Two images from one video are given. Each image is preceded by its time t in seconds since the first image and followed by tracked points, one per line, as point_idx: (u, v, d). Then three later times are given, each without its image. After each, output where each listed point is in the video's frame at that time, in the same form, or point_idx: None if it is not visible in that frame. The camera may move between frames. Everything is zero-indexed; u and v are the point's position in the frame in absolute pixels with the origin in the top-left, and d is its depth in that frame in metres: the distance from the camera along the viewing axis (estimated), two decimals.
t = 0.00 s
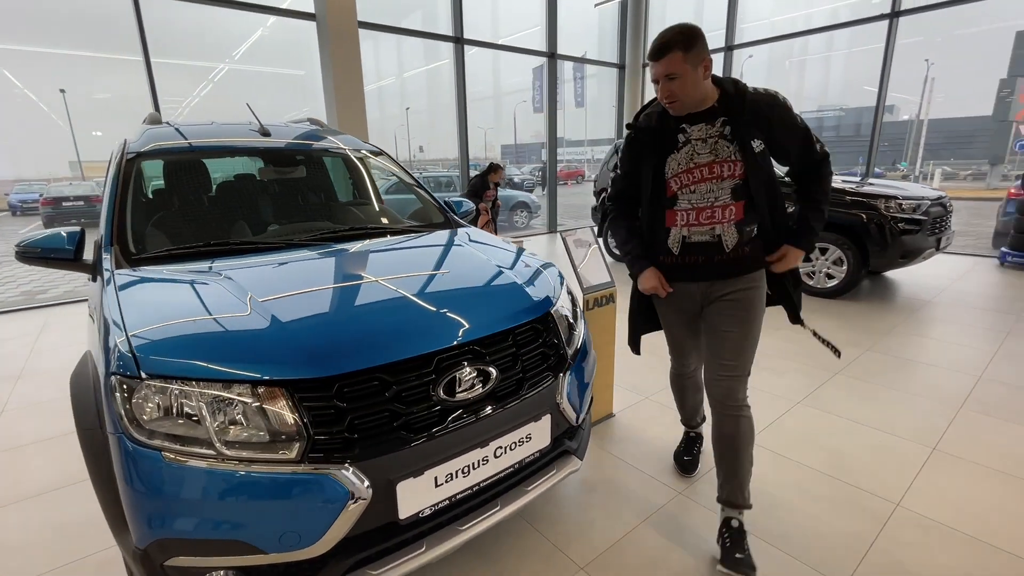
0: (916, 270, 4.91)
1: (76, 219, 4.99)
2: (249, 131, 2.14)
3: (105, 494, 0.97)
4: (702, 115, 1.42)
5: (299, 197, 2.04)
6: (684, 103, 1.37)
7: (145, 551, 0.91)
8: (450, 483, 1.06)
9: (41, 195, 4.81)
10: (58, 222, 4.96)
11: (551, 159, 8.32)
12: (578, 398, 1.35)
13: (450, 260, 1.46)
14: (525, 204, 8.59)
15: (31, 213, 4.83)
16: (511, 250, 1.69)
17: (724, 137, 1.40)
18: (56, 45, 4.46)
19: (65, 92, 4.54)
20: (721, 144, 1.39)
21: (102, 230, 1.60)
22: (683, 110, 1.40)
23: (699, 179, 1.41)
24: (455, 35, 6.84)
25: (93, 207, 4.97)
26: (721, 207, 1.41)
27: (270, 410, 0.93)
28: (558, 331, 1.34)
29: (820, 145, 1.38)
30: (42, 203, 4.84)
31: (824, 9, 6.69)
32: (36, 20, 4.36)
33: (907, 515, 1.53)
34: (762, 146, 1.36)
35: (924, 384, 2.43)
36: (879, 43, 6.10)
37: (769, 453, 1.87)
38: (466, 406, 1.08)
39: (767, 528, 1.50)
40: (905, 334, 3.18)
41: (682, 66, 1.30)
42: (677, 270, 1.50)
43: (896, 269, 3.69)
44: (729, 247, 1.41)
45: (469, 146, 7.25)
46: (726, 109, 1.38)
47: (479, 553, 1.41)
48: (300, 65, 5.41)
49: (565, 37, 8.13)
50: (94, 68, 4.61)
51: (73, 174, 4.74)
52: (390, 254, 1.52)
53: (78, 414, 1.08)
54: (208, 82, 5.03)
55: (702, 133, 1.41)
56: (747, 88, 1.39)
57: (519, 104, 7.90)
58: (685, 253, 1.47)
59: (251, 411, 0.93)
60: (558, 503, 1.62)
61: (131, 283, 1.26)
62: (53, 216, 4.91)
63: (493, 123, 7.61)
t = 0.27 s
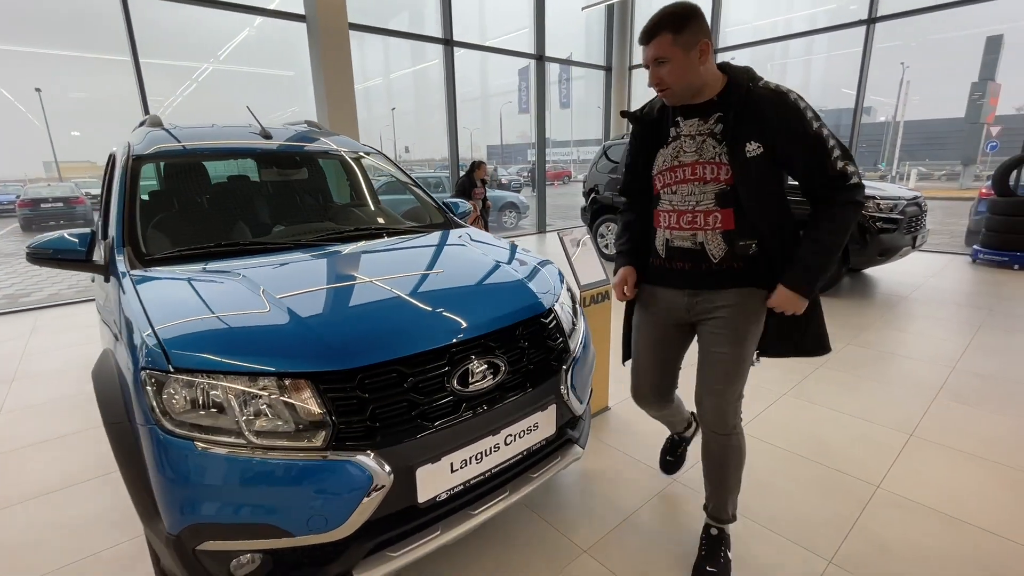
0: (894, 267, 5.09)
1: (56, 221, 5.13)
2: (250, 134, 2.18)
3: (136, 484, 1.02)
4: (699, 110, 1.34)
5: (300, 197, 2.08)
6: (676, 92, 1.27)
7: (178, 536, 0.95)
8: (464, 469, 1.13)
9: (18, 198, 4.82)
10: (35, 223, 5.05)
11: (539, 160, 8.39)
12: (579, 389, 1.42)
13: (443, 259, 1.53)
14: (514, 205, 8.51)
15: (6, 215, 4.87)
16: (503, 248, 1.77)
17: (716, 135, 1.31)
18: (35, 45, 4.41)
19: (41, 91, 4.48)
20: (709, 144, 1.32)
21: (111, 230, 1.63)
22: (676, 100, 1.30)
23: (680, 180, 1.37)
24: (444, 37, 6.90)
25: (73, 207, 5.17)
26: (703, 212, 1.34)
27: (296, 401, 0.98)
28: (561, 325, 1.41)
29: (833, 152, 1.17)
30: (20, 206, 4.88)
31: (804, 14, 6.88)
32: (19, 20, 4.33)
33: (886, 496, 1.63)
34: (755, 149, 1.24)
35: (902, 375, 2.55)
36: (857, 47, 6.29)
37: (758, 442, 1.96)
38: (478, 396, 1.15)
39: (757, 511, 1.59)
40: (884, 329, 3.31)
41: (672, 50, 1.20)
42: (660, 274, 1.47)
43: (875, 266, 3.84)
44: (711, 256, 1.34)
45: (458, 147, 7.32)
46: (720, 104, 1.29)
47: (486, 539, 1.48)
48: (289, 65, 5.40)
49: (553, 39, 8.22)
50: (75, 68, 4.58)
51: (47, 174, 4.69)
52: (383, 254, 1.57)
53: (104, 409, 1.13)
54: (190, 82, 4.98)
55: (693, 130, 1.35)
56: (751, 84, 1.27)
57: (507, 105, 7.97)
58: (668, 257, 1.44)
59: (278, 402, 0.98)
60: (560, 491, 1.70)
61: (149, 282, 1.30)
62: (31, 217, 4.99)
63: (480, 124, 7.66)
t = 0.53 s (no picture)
0: (877, 265, 5.25)
1: (41, 223, 5.16)
2: (257, 138, 2.23)
3: (172, 470, 1.08)
4: (672, 110, 1.21)
5: (308, 199, 2.13)
6: (642, 98, 1.16)
7: (214, 517, 1.02)
8: (479, 454, 1.20)
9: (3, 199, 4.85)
10: (19, 225, 5.09)
11: (531, 161, 8.50)
12: (581, 380, 1.50)
13: (441, 258, 1.61)
14: (506, 206, 8.62)
15: None
16: (500, 247, 1.86)
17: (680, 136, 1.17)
18: (15, 42, 4.33)
19: (22, 89, 4.41)
20: (671, 145, 1.19)
21: (129, 230, 1.68)
22: (645, 107, 1.20)
23: (645, 184, 1.24)
24: (438, 40, 6.99)
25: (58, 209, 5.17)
26: (668, 218, 1.20)
27: (323, 389, 1.05)
28: (564, 320, 1.49)
29: (764, 153, 0.99)
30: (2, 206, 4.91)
31: (788, 19, 7.06)
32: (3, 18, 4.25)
33: (869, 479, 1.74)
34: (707, 150, 1.10)
35: (884, 368, 2.68)
36: (840, 51, 6.48)
37: (749, 432, 2.05)
38: (490, 385, 1.23)
39: (750, 495, 1.68)
40: (867, 324, 3.45)
41: (630, 57, 1.10)
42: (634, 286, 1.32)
43: (858, 264, 3.98)
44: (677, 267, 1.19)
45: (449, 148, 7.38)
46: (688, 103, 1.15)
47: (495, 525, 1.55)
48: (283, 67, 5.44)
49: (544, 42, 8.34)
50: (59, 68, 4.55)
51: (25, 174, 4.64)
52: (379, 255, 1.64)
53: (137, 402, 1.19)
54: (180, 82, 4.97)
55: (662, 132, 1.22)
56: (718, 80, 1.13)
57: (498, 107, 8.04)
58: (638, 266, 1.31)
59: (306, 391, 1.05)
60: (563, 479, 1.78)
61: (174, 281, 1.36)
62: (15, 218, 5.04)
63: (472, 125, 7.73)
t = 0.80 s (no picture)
0: (865, 265, 5.37)
1: (30, 224, 5.12)
2: (265, 144, 2.27)
3: (206, 466, 1.14)
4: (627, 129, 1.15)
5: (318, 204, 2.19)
6: (596, 129, 1.12)
7: (247, 508, 1.08)
8: (494, 448, 1.27)
9: None
10: (8, 226, 5.04)
11: (526, 162, 8.57)
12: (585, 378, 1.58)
13: (438, 261, 1.68)
14: (501, 207, 8.75)
15: None
16: (501, 250, 1.94)
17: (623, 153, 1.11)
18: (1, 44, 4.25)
19: (8, 88, 4.36)
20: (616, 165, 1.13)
21: (148, 235, 1.74)
22: (608, 136, 1.15)
23: (599, 206, 1.19)
24: (435, 43, 7.05)
25: (48, 210, 5.19)
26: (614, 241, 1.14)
27: (350, 388, 1.12)
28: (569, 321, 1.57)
29: (660, 183, 0.90)
30: None
31: (778, 24, 7.17)
32: None
33: (860, 471, 1.82)
34: (633, 173, 1.02)
35: (872, 365, 2.78)
36: (829, 55, 6.60)
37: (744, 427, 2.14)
38: (504, 383, 1.30)
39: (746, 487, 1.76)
40: (856, 323, 3.55)
41: (576, 92, 1.07)
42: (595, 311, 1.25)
43: (847, 265, 4.09)
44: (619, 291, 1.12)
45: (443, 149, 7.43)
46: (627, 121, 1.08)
47: (506, 518, 1.61)
48: (280, 69, 5.46)
49: (538, 44, 8.41)
50: (50, 69, 4.52)
51: (9, 174, 4.57)
52: (375, 261, 1.69)
53: (167, 402, 1.25)
54: (172, 82, 4.93)
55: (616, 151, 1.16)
56: (661, 98, 1.03)
57: (493, 109, 8.09)
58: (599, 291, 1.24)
59: (333, 390, 1.11)
60: (568, 474, 1.85)
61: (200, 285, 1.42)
62: (4, 220, 4.99)
63: (467, 127, 7.78)
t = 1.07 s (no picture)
0: (859, 265, 5.46)
1: (25, 225, 5.04)
2: (277, 146, 2.31)
3: (239, 457, 1.19)
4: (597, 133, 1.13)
5: (332, 206, 2.23)
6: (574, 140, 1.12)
7: (280, 499, 1.13)
8: (513, 441, 1.32)
9: None
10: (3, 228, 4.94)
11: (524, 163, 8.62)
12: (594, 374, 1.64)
13: (438, 263, 1.72)
14: (500, 208, 8.86)
15: None
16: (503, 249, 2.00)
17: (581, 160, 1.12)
18: None
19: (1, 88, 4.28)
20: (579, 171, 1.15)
21: (170, 237, 1.78)
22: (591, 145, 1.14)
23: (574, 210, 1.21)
24: (435, 45, 7.11)
25: (42, 211, 5.11)
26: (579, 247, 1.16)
27: (376, 383, 1.17)
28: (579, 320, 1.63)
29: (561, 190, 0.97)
30: None
31: (772, 26, 7.26)
32: None
33: (859, 463, 1.89)
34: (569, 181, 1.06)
35: (868, 362, 2.86)
36: (823, 57, 6.68)
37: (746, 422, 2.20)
38: (521, 378, 1.35)
39: (750, 478, 1.82)
40: (852, 321, 3.63)
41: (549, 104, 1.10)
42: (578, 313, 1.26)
43: (843, 264, 4.16)
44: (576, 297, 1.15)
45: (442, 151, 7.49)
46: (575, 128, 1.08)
47: (519, 509, 1.67)
48: (279, 70, 5.48)
49: (535, 45, 8.46)
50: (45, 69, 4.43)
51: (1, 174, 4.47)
52: (377, 262, 1.74)
53: (199, 397, 1.30)
54: (167, 83, 4.88)
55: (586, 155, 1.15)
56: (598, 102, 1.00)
57: (491, 110, 8.12)
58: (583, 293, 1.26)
59: (360, 386, 1.17)
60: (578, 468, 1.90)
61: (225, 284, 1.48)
62: None
63: (466, 128, 7.80)
